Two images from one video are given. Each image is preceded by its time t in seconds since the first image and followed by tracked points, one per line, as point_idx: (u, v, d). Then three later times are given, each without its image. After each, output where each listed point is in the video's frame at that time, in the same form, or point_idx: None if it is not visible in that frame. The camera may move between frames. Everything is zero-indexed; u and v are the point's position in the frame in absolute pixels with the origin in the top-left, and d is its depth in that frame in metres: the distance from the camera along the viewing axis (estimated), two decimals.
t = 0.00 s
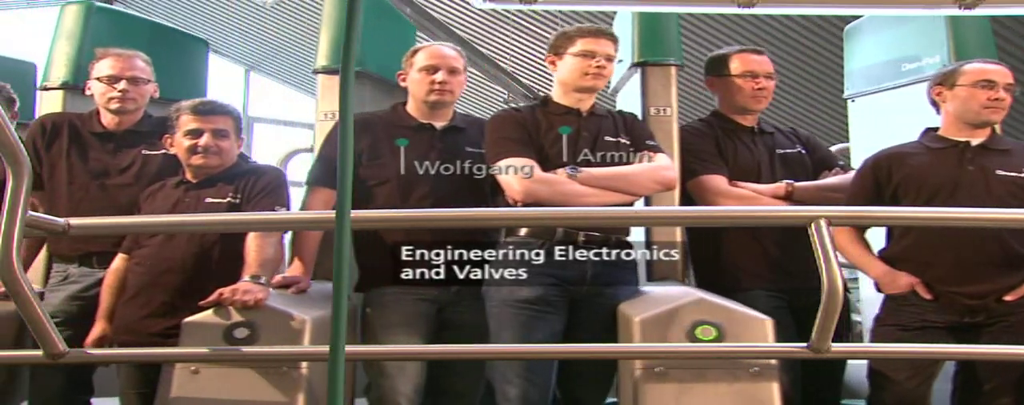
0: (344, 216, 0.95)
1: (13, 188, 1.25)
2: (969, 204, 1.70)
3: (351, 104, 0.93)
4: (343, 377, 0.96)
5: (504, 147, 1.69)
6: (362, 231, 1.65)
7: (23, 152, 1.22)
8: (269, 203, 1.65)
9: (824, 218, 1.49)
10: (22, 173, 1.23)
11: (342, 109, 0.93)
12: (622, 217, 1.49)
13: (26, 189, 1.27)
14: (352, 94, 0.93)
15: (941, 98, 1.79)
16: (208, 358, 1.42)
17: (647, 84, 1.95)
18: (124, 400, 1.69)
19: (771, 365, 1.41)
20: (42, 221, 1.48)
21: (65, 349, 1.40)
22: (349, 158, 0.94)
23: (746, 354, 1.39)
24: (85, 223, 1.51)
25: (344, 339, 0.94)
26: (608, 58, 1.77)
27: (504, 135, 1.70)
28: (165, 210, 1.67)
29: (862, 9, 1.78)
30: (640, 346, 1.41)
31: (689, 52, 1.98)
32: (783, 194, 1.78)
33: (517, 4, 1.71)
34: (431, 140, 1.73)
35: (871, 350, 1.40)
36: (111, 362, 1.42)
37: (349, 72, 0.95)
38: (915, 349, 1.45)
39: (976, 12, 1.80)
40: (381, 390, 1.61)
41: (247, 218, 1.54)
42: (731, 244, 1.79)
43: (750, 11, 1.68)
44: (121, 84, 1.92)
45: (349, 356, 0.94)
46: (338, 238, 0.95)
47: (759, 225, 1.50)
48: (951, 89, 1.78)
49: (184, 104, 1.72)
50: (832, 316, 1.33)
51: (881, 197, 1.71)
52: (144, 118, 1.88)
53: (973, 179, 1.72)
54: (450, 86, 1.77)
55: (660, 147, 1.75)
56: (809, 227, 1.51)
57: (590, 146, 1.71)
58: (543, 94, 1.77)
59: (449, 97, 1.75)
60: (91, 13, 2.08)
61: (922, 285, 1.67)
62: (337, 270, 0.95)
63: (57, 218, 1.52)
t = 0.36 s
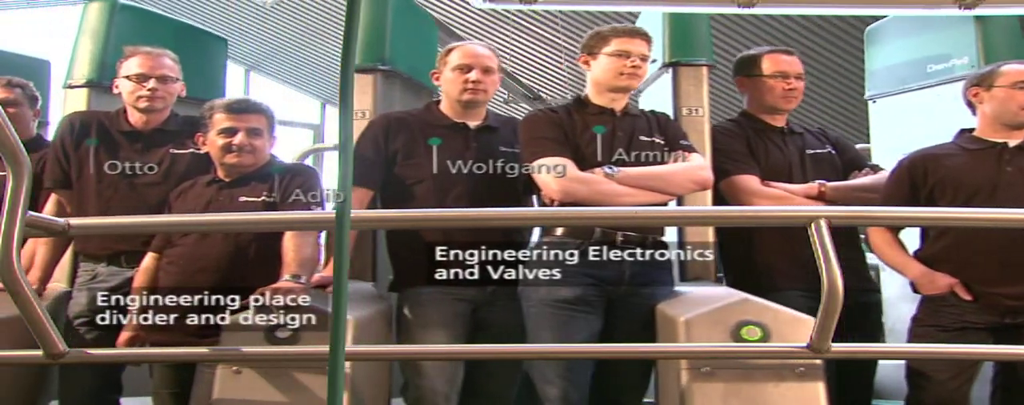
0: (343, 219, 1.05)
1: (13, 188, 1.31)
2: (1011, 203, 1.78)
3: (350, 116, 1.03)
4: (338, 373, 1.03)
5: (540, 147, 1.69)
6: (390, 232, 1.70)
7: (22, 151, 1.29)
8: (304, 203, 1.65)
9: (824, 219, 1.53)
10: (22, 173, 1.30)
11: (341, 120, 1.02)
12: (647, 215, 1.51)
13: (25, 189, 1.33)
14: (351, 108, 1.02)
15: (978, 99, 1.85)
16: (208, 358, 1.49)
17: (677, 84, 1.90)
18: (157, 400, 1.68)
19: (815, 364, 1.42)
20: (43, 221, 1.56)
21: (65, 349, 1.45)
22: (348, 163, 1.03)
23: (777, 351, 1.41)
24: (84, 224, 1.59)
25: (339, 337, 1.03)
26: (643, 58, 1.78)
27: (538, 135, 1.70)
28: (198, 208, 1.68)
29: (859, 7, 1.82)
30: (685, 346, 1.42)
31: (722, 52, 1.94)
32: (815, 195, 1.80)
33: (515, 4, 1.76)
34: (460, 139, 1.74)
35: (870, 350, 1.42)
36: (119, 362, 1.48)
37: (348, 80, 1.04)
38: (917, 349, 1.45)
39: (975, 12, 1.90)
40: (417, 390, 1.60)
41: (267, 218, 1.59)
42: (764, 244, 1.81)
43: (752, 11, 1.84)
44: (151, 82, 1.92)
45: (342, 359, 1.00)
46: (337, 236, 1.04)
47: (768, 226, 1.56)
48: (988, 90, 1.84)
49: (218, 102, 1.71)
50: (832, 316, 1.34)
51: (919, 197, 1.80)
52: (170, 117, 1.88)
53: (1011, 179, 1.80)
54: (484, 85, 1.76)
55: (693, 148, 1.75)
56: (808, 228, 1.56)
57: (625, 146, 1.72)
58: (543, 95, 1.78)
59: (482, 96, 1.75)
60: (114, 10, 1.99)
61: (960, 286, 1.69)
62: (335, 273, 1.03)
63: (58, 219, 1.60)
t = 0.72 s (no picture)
0: (343, 228, 0.99)
1: (13, 188, 1.26)
2: None
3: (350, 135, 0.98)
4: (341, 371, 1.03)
5: (575, 146, 1.68)
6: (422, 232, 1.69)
7: (22, 150, 1.23)
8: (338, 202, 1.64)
9: (823, 218, 1.50)
10: (22, 173, 1.24)
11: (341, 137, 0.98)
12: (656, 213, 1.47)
13: (26, 190, 1.28)
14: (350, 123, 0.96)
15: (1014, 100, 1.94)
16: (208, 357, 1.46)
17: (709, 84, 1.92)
18: (191, 400, 1.68)
19: (861, 364, 1.42)
20: (43, 220, 1.50)
21: (65, 349, 1.44)
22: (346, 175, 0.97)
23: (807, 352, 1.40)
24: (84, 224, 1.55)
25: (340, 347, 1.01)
26: (677, 58, 1.79)
27: (574, 135, 1.70)
28: (232, 208, 1.67)
29: None
30: (734, 345, 1.43)
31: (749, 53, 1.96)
32: (848, 195, 1.78)
33: (515, 3, 1.80)
34: (491, 138, 1.74)
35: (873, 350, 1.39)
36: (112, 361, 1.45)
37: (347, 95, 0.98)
38: (917, 349, 1.40)
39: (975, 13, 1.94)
40: (456, 390, 1.59)
41: (286, 217, 1.58)
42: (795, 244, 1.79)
43: (750, 11, 1.89)
44: (179, 80, 1.91)
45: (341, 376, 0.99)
46: (336, 247, 1.00)
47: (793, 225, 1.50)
48: None
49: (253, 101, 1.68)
50: (831, 316, 1.36)
51: (951, 197, 1.80)
52: (198, 116, 1.87)
53: None
54: (517, 84, 1.75)
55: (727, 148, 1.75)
56: (809, 227, 1.53)
57: (661, 146, 1.71)
58: (544, 96, 1.77)
59: (514, 95, 1.74)
60: (139, 10, 2.04)
61: (1000, 287, 1.69)
62: (333, 277, 1.00)
63: (58, 218, 1.55)
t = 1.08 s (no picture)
0: (342, 226, 1.02)
1: (13, 186, 1.25)
2: None
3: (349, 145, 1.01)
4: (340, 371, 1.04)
5: (613, 145, 1.69)
6: (454, 232, 1.69)
7: (22, 151, 1.22)
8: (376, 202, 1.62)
9: (824, 218, 1.48)
10: (22, 174, 1.24)
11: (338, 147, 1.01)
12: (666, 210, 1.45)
13: (27, 189, 1.27)
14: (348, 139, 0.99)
15: None
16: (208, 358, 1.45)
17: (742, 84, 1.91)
18: (223, 400, 1.65)
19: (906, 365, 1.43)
20: (42, 221, 1.50)
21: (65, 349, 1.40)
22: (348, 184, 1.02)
23: (833, 350, 1.39)
24: (84, 224, 1.56)
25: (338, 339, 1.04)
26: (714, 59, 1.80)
27: (610, 134, 1.71)
28: (267, 207, 1.65)
29: None
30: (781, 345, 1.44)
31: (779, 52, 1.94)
32: (880, 196, 1.79)
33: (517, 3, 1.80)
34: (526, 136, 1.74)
35: (876, 350, 1.37)
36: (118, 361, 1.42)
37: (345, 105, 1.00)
38: (915, 348, 1.36)
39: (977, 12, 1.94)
40: (495, 391, 1.59)
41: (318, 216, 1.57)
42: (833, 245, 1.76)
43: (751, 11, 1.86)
44: (207, 79, 1.90)
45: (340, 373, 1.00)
46: (336, 249, 1.03)
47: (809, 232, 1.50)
48: None
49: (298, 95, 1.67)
50: (831, 316, 1.34)
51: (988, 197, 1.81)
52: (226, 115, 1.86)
53: None
54: (551, 83, 1.76)
55: (761, 149, 1.76)
56: (809, 227, 1.50)
57: (696, 147, 1.72)
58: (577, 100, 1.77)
59: (548, 95, 1.75)
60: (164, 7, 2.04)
61: None
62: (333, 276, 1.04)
63: (57, 218, 1.54)
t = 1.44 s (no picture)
0: (342, 227, 0.90)
1: (13, 189, 1.24)
2: None
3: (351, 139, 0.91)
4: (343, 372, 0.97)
5: (649, 146, 1.70)
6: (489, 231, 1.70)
7: (22, 151, 1.22)
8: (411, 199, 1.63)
9: (824, 218, 1.47)
10: (22, 174, 1.23)
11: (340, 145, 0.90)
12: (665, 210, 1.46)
13: (26, 191, 1.27)
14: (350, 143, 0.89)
15: None
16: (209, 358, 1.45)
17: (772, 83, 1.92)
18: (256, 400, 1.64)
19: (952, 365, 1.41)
20: (43, 221, 1.50)
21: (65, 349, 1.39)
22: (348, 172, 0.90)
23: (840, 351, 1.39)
24: (85, 223, 1.55)
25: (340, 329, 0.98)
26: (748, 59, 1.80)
27: (645, 134, 1.71)
28: (302, 207, 1.66)
29: None
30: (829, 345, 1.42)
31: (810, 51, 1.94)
32: (911, 196, 1.79)
33: (517, 3, 1.66)
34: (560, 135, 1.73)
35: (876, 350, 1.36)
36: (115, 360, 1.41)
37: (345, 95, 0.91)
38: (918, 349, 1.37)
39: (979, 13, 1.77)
40: (532, 391, 1.58)
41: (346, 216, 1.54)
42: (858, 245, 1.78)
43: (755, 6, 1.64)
44: (236, 77, 1.88)
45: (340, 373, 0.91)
46: (335, 247, 0.92)
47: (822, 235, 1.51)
48: None
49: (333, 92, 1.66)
50: (832, 315, 1.33)
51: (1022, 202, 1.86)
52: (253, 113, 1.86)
53: None
54: (585, 83, 1.77)
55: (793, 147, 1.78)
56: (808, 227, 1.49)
57: (731, 146, 1.72)
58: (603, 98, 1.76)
59: (582, 95, 1.76)
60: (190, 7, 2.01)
61: None
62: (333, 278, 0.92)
63: (56, 218, 1.54)
